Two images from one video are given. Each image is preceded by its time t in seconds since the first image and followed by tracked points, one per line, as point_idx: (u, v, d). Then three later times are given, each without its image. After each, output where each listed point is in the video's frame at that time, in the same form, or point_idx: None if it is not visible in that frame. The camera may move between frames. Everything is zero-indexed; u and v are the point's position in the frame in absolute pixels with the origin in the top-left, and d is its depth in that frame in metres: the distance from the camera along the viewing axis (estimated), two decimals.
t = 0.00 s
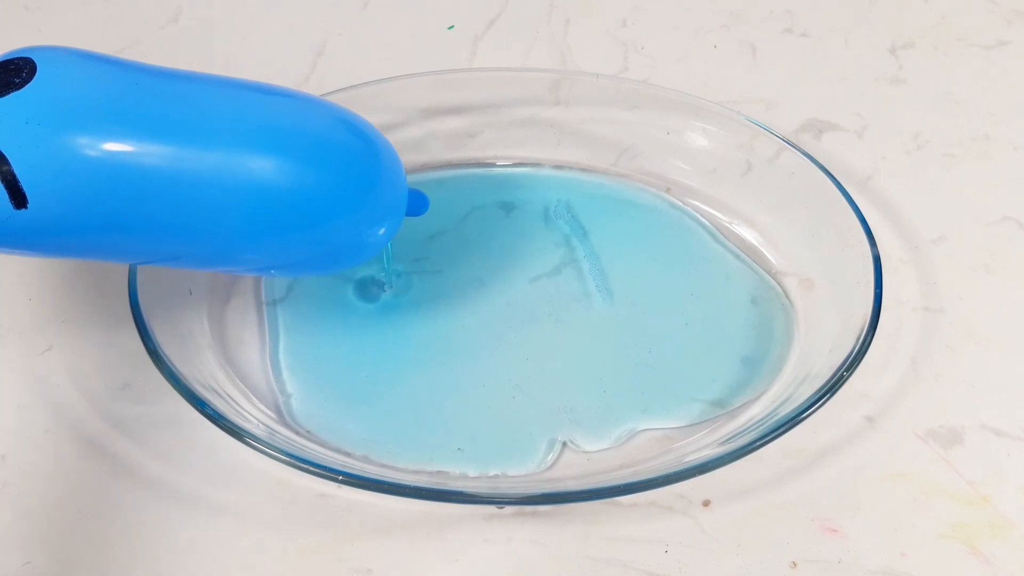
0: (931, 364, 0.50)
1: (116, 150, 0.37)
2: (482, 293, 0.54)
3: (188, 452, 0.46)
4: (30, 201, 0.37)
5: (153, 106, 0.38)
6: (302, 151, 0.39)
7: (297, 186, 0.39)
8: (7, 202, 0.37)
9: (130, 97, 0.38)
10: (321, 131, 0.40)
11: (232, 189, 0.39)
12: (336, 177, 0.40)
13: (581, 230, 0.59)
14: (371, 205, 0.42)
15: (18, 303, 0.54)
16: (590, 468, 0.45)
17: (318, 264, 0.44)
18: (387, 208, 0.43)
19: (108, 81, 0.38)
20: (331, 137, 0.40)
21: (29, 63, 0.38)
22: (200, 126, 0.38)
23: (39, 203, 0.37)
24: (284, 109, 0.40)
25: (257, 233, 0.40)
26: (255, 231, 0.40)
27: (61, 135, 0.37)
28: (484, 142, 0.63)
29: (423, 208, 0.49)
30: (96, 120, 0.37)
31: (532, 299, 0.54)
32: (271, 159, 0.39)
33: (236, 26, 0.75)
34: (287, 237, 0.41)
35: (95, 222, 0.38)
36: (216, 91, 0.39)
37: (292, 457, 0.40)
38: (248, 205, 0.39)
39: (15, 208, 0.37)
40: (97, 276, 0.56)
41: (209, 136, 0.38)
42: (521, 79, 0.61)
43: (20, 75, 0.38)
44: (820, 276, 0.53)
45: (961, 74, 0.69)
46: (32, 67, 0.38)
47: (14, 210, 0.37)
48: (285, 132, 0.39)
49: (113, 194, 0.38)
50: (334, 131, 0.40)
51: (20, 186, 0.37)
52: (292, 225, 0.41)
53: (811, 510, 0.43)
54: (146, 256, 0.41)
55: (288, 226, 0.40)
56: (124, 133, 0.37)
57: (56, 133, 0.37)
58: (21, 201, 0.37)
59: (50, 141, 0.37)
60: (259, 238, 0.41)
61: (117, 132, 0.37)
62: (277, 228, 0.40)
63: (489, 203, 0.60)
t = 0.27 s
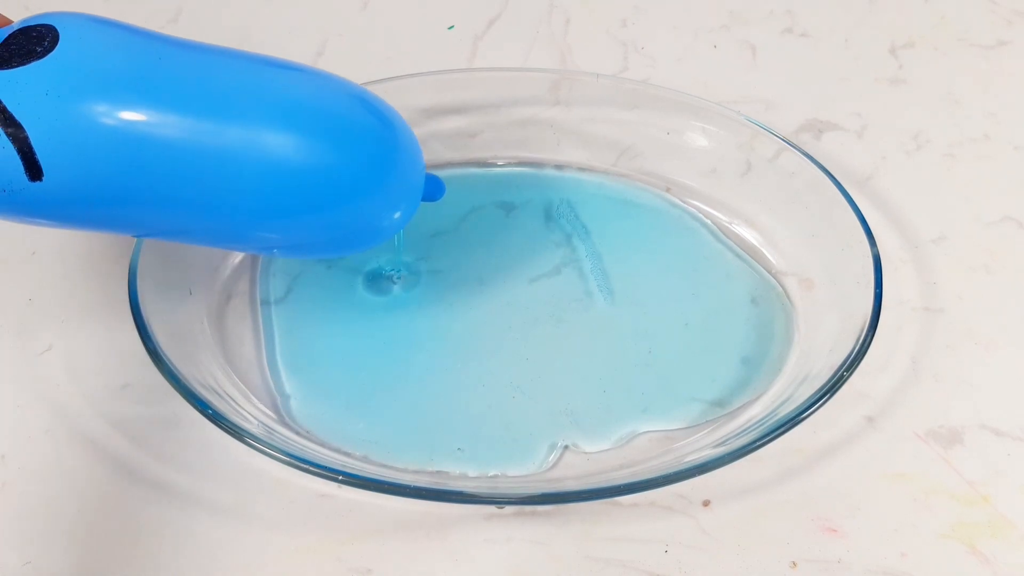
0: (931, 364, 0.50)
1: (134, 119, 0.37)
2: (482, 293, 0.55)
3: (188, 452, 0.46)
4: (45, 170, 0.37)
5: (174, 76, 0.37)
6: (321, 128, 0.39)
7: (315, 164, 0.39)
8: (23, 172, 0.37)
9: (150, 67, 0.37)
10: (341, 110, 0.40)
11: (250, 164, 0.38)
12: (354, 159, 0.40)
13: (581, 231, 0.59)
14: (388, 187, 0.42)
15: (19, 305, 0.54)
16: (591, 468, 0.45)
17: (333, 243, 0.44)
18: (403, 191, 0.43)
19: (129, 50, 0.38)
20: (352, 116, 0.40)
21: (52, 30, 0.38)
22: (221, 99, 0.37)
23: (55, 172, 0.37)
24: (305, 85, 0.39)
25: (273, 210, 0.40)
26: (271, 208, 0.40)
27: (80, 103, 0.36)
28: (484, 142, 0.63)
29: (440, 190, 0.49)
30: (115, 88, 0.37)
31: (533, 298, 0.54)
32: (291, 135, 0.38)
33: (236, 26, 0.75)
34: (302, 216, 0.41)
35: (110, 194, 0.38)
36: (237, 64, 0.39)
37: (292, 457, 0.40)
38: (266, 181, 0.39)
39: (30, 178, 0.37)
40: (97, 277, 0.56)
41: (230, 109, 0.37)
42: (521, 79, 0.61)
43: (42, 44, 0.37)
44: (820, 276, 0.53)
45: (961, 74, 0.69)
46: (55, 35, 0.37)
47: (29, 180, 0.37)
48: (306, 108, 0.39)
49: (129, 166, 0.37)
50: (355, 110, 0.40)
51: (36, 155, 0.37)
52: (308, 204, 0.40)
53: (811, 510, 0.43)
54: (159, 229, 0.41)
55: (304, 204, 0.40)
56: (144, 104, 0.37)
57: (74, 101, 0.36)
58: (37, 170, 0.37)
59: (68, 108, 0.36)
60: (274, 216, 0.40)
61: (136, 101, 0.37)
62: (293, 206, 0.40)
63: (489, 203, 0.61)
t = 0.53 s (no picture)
0: (931, 364, 0.50)
1: (155, 115, 0.36)
2: (482, 293, 0.55)
3: (188, 452, 0.46)
4: (64, 165, 0.36)
5: (195, 72, 0.37)
6: (341, 134, 0.39)
7: (333, 169, 0.39)
8: (41, 166, 0.36)
9: (171, 61, 0.37)
10: (359, 116, 0.40)
11: (269, 166, 0.38)
12: (369, 164, 0.40)
13: (581, 231, 0.59)
14: (399, 194, 0.42)
15: (19, 304, 0.54)
16: (590, 468, 0.45)
17: (341, 245, 0.44)
18: (412, 197, 0.44)
19: (149, 42, 0.37)
20: (368, 123, 0.40)
21: (78, 23, 0.37)
22: (243, 99, 0.37)
23: (72, 165, 0.36)
24: (325, 90, 0.39)
25: (287, 210, 0.40)
26: (285, 208, 0.40)
27: (99, 95, 0.35)
28: (484, 142, 0.63)
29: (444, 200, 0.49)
30: (137, 81, 0.36)
31: (533, 298, 0.54)
32: (310, 139, 0.38)
33: (236, 26, 0.75)
34: (314, 218, 0.41)
35: (126, 189, 0.37)
36: (257, 63, 0.39)
37: (291, 456, 0.40)
38: (283, 183, 0.39)
39: (47, 172, 0.36)
40: (97, 277, 0.56)
41: (251, 110, 0.37)
42: (521, 79, 0.61)
43: (67, 39, 0.36)
44: (820, 276, 0.53)
45: (960, 74, 0.69)
46: (81, 30, 0.36)
47: (45, 173, 0.36)
48: (326, 113, 0.39)
49: (147, 161, 0.37)
50: (371, 117, 0.40)
51: (54, 149, 0.36)
52: (320, 206, 0.40)
53: (811, 510, 0.43)
54: (170, 223, 0.40)
55: (317, 207, 0.40)
56: (166, 100, 0.36)
57: (94, 93, 0.35)
58: (55, 164, 0.36)
59: (87, 99, 0.35)
60: (288, 216, 0.40)
61: (158, 97, 0.36)
62: (307, 208, 0.40)
63: (489, 203, 0.61)
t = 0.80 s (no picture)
0: (931, 364, 0.50)
1: (159, 99, 0.36)
2: (482, 293, 0.55)
3: (188, 451, 0.46)
4: (65, 149, 0.36)
5: (200, 58, 0.37)
6: (348, 121, 0.39)
7: (340, 157, 0.39)
8: (42, 150, 0.36)
9: (177, 47, 0.37)
10: (367, 103, 0.39)
11: (273, 152, 0.38)
12: (375, 152, 0.40)
13: (581, 231, 0.59)
14: (408, 184, 0.42)
15: (19, 304, 0.54)
16: (590, 468, 0.45)
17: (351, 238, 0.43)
18: (423, 189, 0.43)
19: (157, 29, 0.37)
20: (374, 109, 0.40)
21: (83, 7, 0.36)
22: (248, 85, 0.37)
23: (76, 150, 0.36)
24: (333, 77, 0.39)
25: (294, 200, 0.39)
26: (291, 198, 0.39)
27: (105, 79, 0.35)
28: (484, 142, 0.63)
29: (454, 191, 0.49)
30: (142, 66, 0.36)
31: (533, 298, 0.54)
32: (315, 126, 0.38)
33: (236, 26, 0.75)
34: (321, 208, 0.40)
35: (129, 176, 0.37)
36: (262, 49, 0.39)
37: (291, 456, 0.40)
38: (288, 171, 0.38)
39: (49, 156, 0.36)
40: (97, 277, 0.56)
41: (256, 95, 0.37)
42: (521, 79, 0.61)
43: (71, 22, 0.36)
44: (820, 276, 0.53)
45: (960, 74, 0.69)
46: (85, 13, 0.36)
47: (47, 157, 0.36)
48: (331, 99, 0.39)
49: (150, 146, 0.37)
50: (380, 105, 0.40)
51: (56, 134, 0.36)
52: (328, 195, 0.40)
53: (811, 510, 0.43)
54: (176, 212, 0.40)
55: (324, 197, 0.40)
56: (169, 84, 0.36)
57: (97, 76, 0.35)
58: (57, 149, 0.36)
59: (92, 83, 0.35)
60: (295, 205, 0.40)
61: (163, 81, 0.36)
62: (314, 197, 0.40)
63: (489, 203, 0.61)
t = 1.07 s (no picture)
0: (932, 364, 0.50)
1: (138, 64, 0.36)
2: (483, 293, 0.55)
3: (188, 451, 0.46)
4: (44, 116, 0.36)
5: (179, 23, 0.36)
6: (333, 84, 0.39)
7: (326, 121, 0.39)
8: (19, 118, 0.36)
9: (157, 11, 0.36)
10: (353, 66, 0.39)
11: (257, 117, 0.38)
12: (362, 116, 0.39)
13: (581, 231, 0.59)
14: (397, 149, 0.42)
15: (19, 304, 0.54)
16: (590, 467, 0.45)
17: (339, 205, 0.43)
18: (412, 155, 0.43)
19: None
20: (360, 72, 0.39)
21: None
22: (230, 49, 0.37)
23: (56, 118, 0.36)
24: (316, 41, 0.39)
25: (280, 165, 0.39)
26: (277, 164, 0.39)
27: (84, 45, 0.35)
28: (484, 142, 0.63)
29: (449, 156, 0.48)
30: (121, 31, 0.36)
31: (533, 298, 0.54)
32: (300, 89, 0.38)
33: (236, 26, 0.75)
34: (307, 174, 0.40)
35: (109, 144, 0.37)
36: (243, 12, 0.38)
37: (292, 456, 0.40)
38: (272, 136, 0.38)
39: (27, 124, 0.36)
40: (96, 277, 0.56)
41: (237, 60, 0.37)
42: (521, 78, 0.60)
43: None
44: (820, 276, 0.53)
45: (960, 74, 0.69)
46: None
47: (26, 126, 0.36)
48: (315, 63, 0.38)
49: (131, 112, 0.36)
50: (366, 69, 0.40)
51: (34, 102, 0.36)
52: (316, 160, 0.40)
53: (811, 510, 0.43)
54: (158, 182, 0.40)
55: (311, 161, 0.40)
56: (148, 49, 0.36)
57: (75, 42, 0.35)
58: (36, 116, 0.36)
59: (70, 49, 0.35)
60: (281, 172, 0.40)
61: (143, 46, 0.36)
62: (301, 162, 0.40)
63: (489, 203, 0.61)
